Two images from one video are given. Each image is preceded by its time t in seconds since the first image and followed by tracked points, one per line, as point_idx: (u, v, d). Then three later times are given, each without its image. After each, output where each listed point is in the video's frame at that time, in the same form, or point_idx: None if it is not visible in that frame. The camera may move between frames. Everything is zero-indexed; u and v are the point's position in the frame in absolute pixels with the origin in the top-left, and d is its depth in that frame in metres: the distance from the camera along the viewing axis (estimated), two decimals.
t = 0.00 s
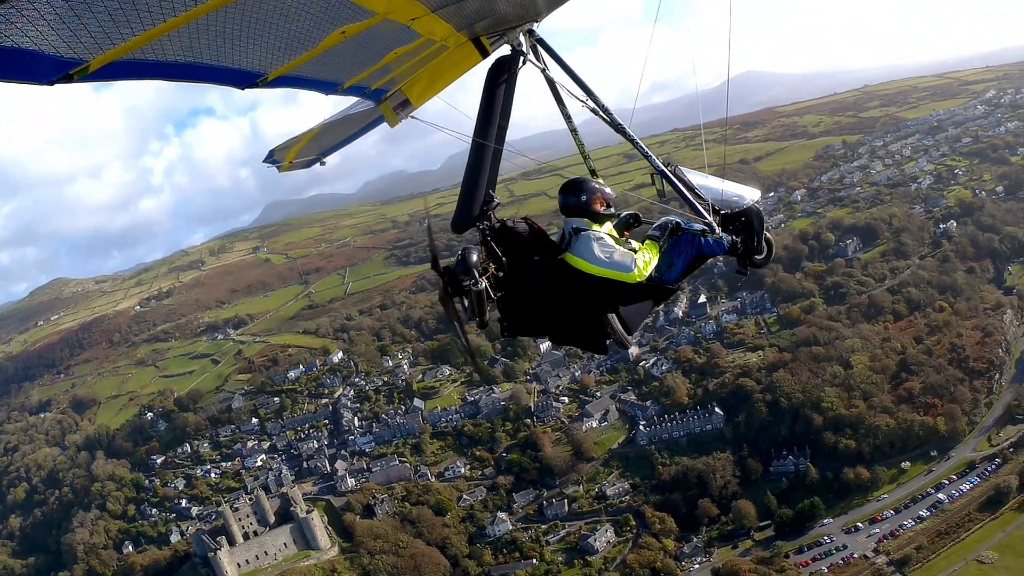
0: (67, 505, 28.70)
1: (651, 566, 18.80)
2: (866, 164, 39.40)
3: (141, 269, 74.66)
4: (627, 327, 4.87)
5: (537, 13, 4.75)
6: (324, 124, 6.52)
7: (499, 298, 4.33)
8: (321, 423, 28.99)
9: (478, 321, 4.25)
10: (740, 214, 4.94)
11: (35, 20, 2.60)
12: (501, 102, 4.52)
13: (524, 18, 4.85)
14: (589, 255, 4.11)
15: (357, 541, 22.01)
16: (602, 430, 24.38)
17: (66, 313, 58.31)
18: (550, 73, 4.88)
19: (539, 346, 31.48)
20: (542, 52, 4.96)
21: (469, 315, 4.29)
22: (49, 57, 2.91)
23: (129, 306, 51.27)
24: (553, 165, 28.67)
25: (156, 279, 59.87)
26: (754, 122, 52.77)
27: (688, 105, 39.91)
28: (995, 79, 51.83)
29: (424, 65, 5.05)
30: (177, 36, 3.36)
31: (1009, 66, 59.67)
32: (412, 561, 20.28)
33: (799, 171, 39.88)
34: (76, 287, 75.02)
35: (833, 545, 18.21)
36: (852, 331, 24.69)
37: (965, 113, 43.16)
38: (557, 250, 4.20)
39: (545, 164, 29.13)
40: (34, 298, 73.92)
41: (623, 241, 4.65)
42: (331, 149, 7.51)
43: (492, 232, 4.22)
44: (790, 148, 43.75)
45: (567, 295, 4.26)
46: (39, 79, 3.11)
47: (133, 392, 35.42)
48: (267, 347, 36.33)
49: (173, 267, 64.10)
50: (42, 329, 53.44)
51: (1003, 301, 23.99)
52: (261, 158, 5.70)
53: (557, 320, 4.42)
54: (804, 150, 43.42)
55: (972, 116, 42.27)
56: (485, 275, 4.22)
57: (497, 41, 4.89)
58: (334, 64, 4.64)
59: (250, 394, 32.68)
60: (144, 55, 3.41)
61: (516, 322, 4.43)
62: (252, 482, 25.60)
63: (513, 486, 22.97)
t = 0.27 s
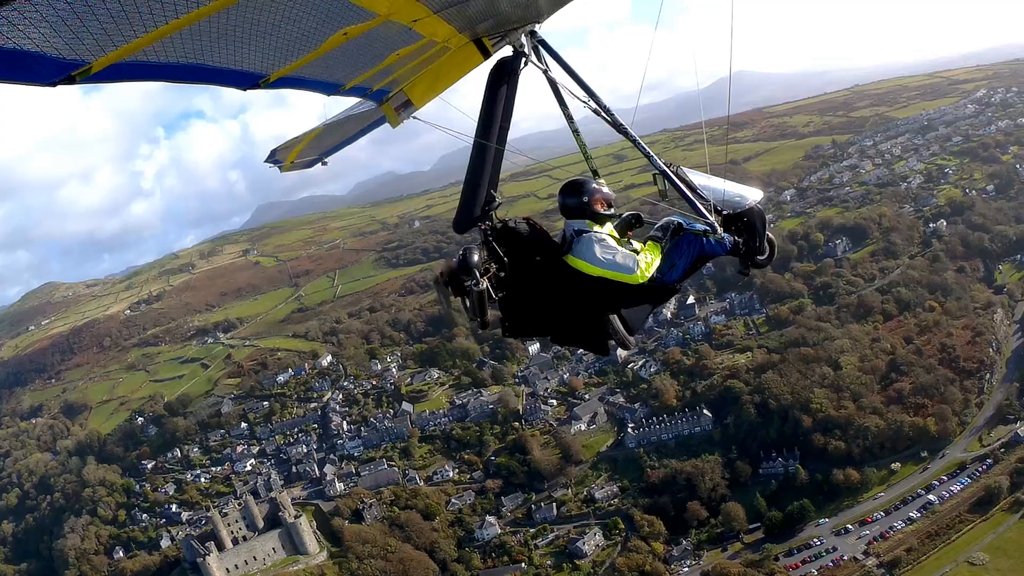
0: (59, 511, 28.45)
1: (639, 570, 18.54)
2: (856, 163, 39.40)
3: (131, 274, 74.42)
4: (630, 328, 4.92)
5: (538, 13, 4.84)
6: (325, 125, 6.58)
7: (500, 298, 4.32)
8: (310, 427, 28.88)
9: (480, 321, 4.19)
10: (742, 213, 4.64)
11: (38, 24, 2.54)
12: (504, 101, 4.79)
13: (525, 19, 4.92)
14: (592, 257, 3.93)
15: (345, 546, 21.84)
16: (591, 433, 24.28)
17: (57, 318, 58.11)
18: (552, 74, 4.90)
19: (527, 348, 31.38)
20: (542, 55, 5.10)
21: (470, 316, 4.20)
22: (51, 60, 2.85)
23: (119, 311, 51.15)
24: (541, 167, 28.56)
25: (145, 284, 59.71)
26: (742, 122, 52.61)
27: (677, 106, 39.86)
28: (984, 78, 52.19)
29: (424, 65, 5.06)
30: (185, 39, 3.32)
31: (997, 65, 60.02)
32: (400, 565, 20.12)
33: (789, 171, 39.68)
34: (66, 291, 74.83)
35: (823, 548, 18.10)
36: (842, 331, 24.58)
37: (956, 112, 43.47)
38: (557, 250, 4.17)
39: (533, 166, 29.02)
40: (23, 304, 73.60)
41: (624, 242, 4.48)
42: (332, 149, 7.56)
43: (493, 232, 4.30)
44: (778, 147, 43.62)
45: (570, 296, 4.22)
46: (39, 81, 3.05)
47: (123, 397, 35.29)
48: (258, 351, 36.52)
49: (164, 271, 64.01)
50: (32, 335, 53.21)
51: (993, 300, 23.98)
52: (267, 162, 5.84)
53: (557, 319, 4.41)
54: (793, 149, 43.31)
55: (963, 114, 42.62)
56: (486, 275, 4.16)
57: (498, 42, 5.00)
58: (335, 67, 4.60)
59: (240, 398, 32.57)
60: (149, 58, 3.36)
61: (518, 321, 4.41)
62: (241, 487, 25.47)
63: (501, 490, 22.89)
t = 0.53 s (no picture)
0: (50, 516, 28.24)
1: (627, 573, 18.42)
2: (845, 163, 39.42)
3: (121, 278, 74.18)
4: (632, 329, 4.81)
5: (539, 13, 5.01)
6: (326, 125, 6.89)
7: (500, 300, 4.32)
8: (299, 431, 28.77)
9: (480, 322, 4.23)
10: (744, 215, 4.70)
11: (42, 26, 2.53)
12: (505, 100, 4.93)
13: (526, 20, 5.07)
14: (591, 260, 4.03)
15: (333, 550, 21.69)
16: (579, 435, 24.19)
17: (47, 324, 57.90)
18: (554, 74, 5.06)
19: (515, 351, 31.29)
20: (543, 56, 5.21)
21: (470, 316, 4.25)
22: (54, 61, 2.84)
23: (109, 316, 51.08)
24: (528, 169, 28.49)
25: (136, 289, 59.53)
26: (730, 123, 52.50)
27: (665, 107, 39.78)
28: (971, 78, 52.55)
29: (425, 66, 5.26)
30: (188, 42, 3.34)
31: (983, 65, 60.48)
32: (387, 570, 19.94)
33: (779, 170, 39.43)
34: (55, 297, 74.63)
35: (813, 550, 17.99)
36: (830, 332, 24.51)
37: (946, 110, 44.06)
38: (558, 252, 4.18)
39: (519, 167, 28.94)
40: (13, 310, 73.32)
41: (625, 244, 4.56)
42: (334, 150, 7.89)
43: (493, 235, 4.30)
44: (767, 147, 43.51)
45: (569, 297, 4.23)
46: (40, 84, 3.04)
47: (114, 402, 35.16)
48: (247, 356, 36.49)
49: (153, 276, 63.88)
50: (23, 341, 53.00)
51: (982, 300, 24.03)
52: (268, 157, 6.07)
53: (557, 320, 4.39)
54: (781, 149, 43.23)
55: (953, 111, 43.30)
56: (485, 277, 4.21)
57: (500, 43, 5.18)
58: (335, 70, 4.71)
59: (228, 403, 32.49)
60: (152, 61, 3.38)
61: (518, 323, 4.43)
62: (229, 492, 25.37)
63: (489, 493, 22.76)
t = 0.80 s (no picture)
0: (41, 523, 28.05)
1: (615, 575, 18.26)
2: (832, 161, 39.32)
3: (110, 284, 73.87)
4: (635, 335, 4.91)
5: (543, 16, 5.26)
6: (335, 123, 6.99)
7: (502, 301, 4.52)
8: (287, 437, 28.66)
9: (482, 323, 4.46)
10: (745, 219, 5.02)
11: (47, 29, 2.70)
12: (507, 103, 5.21)
13: (530, 22, 5.31)
14: (593, 262, 4.26)
15: (321, 556, 21.49)
16: (566, 438, 24.03)
17: (37, 330, 57.65)
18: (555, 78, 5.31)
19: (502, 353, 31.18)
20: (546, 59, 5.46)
21: (473, 316, 4.52)
22: (54, 64, 2.99)
23: (98, 322, 50.99)
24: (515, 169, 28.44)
25: (125, 294, 59.33)
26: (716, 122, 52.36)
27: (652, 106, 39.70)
28: (958, 74, 52.64)
29: (423, 71, 5.55)
30: (189, 43, 3.56)
31: (970, 61, 60.58)
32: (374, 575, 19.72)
33: (766, 168, 39.35)
34: (44, 303, 74.33)
35: (802, 551, 17.87)
36: (817, 331, 24.41)
37: (933, 107, 44.23)
38: (559, 255, 4.39)
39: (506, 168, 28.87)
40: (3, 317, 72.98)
41: (628, 245, 4.79)
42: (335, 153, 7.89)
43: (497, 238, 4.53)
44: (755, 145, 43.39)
45: (571, 299, 4.42)
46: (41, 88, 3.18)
47: (104, 408, 35.03)
48: (235, 360, 36.37)
49: (142, 281, 63.74)
50: (12, 348, 52.73)
51: (971, 297, 23.97)
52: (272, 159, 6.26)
53: (559, 323, 4.56)
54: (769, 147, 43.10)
55: (940, 109, 43.41)
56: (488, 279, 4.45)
57: (502, 45, 5.45)
58: (338, 70, 5.02)
59: (217, 408, 32.38)
60: (155, 63, 3.59)
61: (521, 325, 4.59)
62: (218, 498, 25.26)
63: (476, 497, 22.62)
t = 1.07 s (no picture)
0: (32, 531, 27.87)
1: None
2: (818, 158, 39.22)
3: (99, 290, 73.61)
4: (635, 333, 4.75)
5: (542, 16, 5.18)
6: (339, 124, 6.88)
7: (502, 302, 4.36)
8: (275, 441, 28.55)
9: (482, 324, 4.31)
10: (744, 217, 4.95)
11: (49, 33, 2.67)
12: (506, 105, 5.21)
13: (529, 23, 5.23)
14: (594, 262, 4.10)
15: (309, 561, 21.40)
16: (553, 440, 23.92)
17: (26, 338, 57.38)
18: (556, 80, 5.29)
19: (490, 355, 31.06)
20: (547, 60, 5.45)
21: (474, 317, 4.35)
22: (55, 65, 2.96)
23: (86, 328, 50.87)
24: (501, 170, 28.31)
25: (114, 300, 59.14)
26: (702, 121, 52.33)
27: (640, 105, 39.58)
28: (944, 70, 52.73)
29: (425, 71, 5.46)
30: (188, 44, 3.48)
31: (956, 57, 60.74)
32: None
33: (753, 167, 39.31)
34: (33, 310, 74.14)
35: (791, 552, 17.74)
36: (805, 330, 24.32)
37: (920, 102, 44.32)
38: (559, 255, 4.21)
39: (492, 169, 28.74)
40: None
41: (627, 245, 4.63)
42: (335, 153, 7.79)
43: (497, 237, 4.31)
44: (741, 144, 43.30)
45: (572, 300, 4.24)
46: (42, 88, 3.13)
47: (93, 414, 34.87)
48: (223, 365, 36.42)
49: (131, 287, 63.61)
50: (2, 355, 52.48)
51: (959, 294, 23.88)
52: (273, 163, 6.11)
53: (559, 323, 4.38)
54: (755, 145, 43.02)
55: (927, 105, 43.48)
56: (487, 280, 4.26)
57: (501, 45, 5.40)
58: (338, 70, 4.94)
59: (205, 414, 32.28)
60: (152, 63, 3.51)
61: (520, 325, 4.42)
62: (206, 504, 25.14)
63: (464, 500, 22.52)
